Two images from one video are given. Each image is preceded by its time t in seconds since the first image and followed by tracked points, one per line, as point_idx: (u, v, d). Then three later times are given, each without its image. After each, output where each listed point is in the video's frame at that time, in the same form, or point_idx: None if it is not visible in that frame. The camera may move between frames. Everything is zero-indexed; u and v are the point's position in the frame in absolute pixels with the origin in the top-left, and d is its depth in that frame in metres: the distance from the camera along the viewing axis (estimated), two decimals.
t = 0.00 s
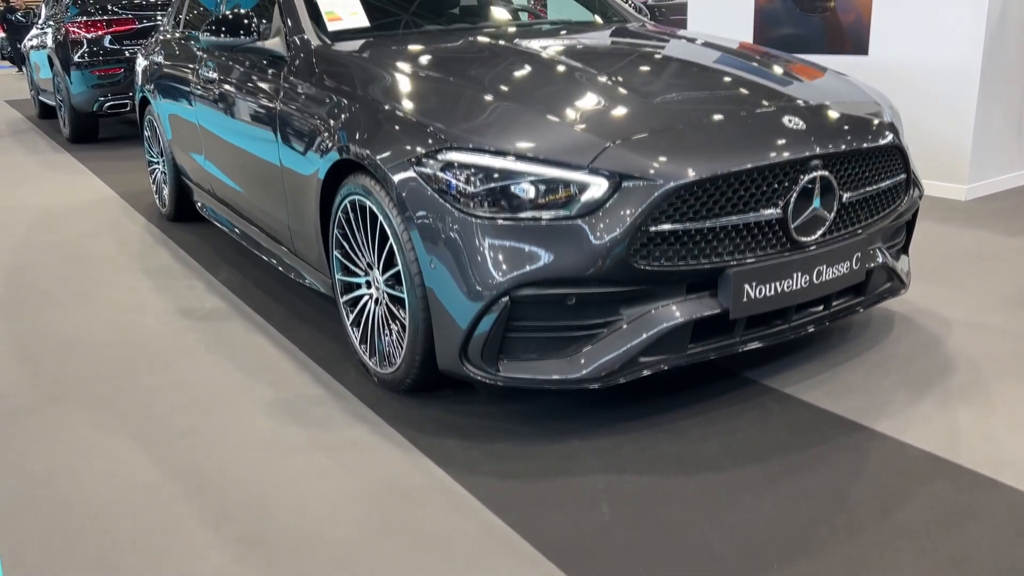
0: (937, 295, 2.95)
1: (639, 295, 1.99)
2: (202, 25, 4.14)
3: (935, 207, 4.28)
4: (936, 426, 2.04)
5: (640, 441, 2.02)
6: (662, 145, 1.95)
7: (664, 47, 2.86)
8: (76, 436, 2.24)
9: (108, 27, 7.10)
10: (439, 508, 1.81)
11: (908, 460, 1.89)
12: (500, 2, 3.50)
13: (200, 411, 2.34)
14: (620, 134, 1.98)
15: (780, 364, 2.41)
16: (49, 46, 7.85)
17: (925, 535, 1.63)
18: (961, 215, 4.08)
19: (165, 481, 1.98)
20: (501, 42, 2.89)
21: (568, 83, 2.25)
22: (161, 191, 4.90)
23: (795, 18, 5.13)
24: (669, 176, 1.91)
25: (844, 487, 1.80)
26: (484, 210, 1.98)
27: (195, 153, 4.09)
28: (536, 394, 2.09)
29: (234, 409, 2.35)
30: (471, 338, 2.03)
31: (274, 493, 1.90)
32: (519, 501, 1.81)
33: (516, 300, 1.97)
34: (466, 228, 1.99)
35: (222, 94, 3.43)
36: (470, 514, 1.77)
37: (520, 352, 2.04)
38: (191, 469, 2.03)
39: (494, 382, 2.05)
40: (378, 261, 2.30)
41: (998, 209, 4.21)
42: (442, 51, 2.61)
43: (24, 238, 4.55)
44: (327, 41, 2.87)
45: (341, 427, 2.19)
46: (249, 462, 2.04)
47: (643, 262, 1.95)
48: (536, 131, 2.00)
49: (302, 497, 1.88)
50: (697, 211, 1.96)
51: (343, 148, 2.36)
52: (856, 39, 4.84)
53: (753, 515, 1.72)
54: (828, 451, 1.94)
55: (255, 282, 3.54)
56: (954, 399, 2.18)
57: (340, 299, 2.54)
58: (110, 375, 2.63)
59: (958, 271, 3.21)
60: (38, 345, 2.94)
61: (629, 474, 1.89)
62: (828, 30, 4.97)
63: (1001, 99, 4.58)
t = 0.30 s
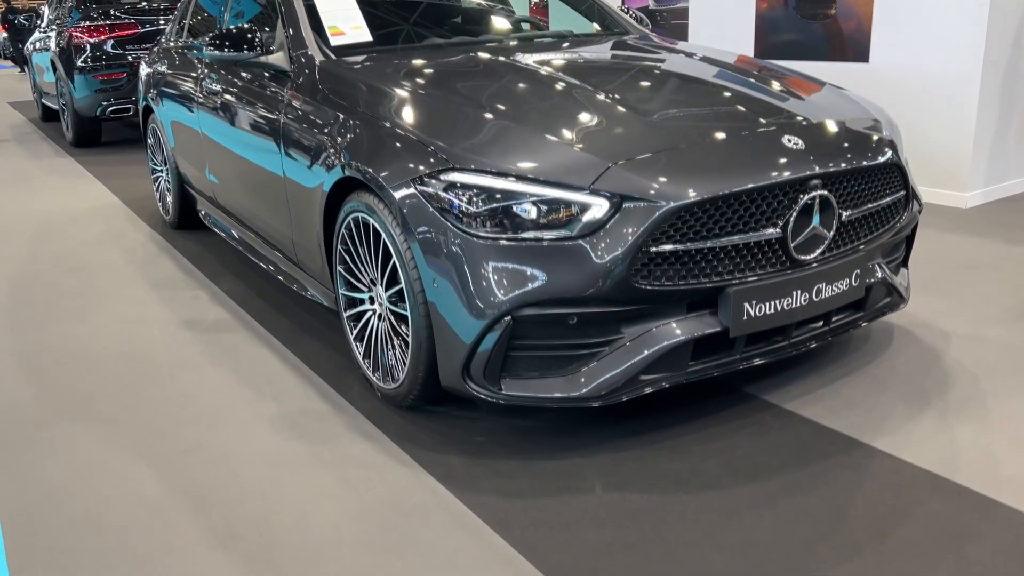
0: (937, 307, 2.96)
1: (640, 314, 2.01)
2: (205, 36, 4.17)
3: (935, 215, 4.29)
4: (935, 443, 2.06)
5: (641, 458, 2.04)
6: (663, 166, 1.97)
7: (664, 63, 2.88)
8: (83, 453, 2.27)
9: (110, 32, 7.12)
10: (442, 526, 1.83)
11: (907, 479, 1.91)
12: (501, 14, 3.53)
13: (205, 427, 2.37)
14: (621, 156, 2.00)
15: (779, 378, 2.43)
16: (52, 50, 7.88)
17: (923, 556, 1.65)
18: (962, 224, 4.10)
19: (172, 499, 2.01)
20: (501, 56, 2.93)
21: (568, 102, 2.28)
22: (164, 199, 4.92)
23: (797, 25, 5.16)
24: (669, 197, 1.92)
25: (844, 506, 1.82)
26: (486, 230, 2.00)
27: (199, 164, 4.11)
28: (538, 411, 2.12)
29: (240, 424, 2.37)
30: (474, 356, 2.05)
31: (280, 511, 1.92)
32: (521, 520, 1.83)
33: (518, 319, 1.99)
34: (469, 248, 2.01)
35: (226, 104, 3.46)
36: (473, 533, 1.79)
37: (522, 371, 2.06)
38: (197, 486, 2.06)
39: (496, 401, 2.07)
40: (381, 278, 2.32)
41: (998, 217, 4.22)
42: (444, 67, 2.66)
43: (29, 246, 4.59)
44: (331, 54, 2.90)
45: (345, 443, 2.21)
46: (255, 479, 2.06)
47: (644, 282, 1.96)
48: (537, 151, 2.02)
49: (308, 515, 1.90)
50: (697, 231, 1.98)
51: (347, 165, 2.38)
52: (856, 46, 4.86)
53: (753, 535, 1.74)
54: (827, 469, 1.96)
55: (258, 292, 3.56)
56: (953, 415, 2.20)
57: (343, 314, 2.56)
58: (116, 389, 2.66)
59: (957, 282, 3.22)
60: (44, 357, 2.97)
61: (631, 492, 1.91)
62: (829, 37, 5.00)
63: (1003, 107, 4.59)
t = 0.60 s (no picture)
0: (937, 317, 2.98)
1: (643, 329, 2.04)
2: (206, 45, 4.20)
3: (936, 222, 4.31)
4: (934, 457, 2.08)
5: (643, 472, 2.07)
6: (665, 184, 1.99)
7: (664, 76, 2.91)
8: (92, 467, 2.30)
9: (113, 35, 7.13)
10: (447, 541, 1.85)
11: (906, 494, 1.93)
12: (502, 22, 3.54)
13: (211, 439, 2.40)
14: (623, 174, 2.02)
15: (780, 390, 2.45)
16: (56, 54, 7.91)
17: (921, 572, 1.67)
18: (963, 231, 4.12)
19: (180, 513, 2.04)
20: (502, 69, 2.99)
21: (571, 119, 2.30)
22: (168, 206, 4.95)
23: (799, 30, 5.18)
24: (670, 215, 1.94)
25: (843, 521, 1.84)
26: (490, 246, 2.02)
27: (203, 172, 4.14)
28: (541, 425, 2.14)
29: (246, 436, 2.40)
30: (477, 371, 2.08)
31: (286, 525, 1.95)
32: (524, 534, 1.86)
33: (522, 335, 2.01)
34: (473, 264, 2.03)
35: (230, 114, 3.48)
36: (477, 548, 1.82)
37: (526, 386, 2.08)
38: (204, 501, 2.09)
39: (500, 415, 2.10)
40: (386, 292, 2.35)
41: (998, 224, 4.24)
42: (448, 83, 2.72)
43: (35, 253, 4.62)
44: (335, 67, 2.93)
45: (349, 456, 2.24)
46: (262, 494, 2.09)
47: (646, 298, 1.99)
48: (540, 169, 2.04)
49: (313, 529, 1.93)
50: (698, 248, 2.00)
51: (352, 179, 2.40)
52: (857, 52, 4.88)
53: (753, 550, 1.76)
54: (827, 484, 1.98)
55: (263, 301, 3.59)
56: (952, 428, 2.22)
57: (348, 327, 2.58)
58: (123, 400, 2.69)
59: (957, 291, 3.24)
60: (52, 368, 3.01)
61: (633, 507, 1.93)
62: (831, 43, 5.01)
63: (1003, 113, 4.61)
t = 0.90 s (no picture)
0: (935, 327, 3.00)
1: (642, 345, 2.06)
2: (206, 54, 4.22)
3: (934, 229, 4.34)
4: (930, 471, 2.10)
5: (642, 486, 2.09)
6: (664, 202, 2.02)
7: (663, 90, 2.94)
8: (96, 480, 2.33)
9: (114, 39, 7.15)
10: (449, 556, 1.87)
11: (903, 509, 1.95)
12: (501, 30, 3.60)
13: (215, 453, 2.42)
14: (622, 192, 2.04)
15: (778, 403, 2.47)
16: (56, 57, 7.92)
17: None
18: (960, 238, 4.14)
19: (183, 527, 2.06)
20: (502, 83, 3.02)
21: (570, 136, 2.33)
22: (169, 212, 4.96)
23: (798, 37, 5.21)
24: (669, 232, 1.96)
25: (840, 537, 1.86)
26: (491, 263, 2.04)
27: (204, 181, 4.16)
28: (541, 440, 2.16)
29: (249, 449, 2.42)
30: (479, 387, 2.10)
31: (288, 540, 1.97)
32: (524, 550, 1.88)
33: (523, 352, 2.04)
34: (474, 281, 2.05)
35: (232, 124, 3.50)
36: (478, 563, 1.84)
37: (526, 401, 2.11)
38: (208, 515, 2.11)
39: (501, 431, 2.12)
40: (387, 307, 2.37)
41: (996, 231, 4.27)
42: (448, 97, 2.76)
43: (36, 260, 4.64)
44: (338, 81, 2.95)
45: (351, 470, 2.26)
46: (265, 508, 2.11)
47: (645, 315, 2.01)
48: (540, 187, 2.07)
49: (316, 544, 1.95)
50: (697, 265, 2.02)
51: (354, 194, 2.42)
52: (856, 59, 4.90)
53: (751, 566, 1.78)
54: (824, 498, 2.01)
55: (265, 310, 3.61)
56: (949, 441, 2.24)
57: (349, 339, 2.61)
58: (126, 412, 2.71)
59: (953, 300, 3.26)
60: (55, 379, 3.03)
61: (631, 522, 1.95)
62: (830, 49, 5.04)
63: (1001, 119, 4.62)
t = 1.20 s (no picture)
0: (932, 335, 3.03)
1: (641, 360, 2.08)
2: (207, 61, 4.24)
3: (932, 235, 4.37)
4: (926, 484, 2.12)
5: (641, 499, 2.11)
6: (662, 219, 2.04)
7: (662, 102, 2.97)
8: (101, 493, 2.35)
9: (114, 42, 7.16)
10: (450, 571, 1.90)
11: (899, 522, 1.98)
12: (500, 37, 3.60)
13: (218, 465, 2.44)
14: (621, 209, 2.06)
15: (775, 414, 2.49)
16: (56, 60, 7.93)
17: None
18: (958, 244, 4.17)
19: (188, 542, 2.09)
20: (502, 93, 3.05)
21: (569, 152, 2.34)
22: (171, 218, 4.99)
23: (796, 43, 5.24)
24: (667, 249, 1.99)
25: (836, 551, 1.88)
26: (492, 279, 2.06)
27: (205, 188, 4.18)
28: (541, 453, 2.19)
29: (252, 461, 2.45)
30: (480, 400, 2.12)
31: (292, 555, 2.00)
32: (525, 564, 1.91)
33: (523, 367, 2.06)
34: (474, 297, 2.07)
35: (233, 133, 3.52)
36: None
37: (526, 415, 2.13)
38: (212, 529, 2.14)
39: (502, 445, 2.14)
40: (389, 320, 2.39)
41: (994, 238, 4.29)
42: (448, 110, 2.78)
43: (39, 266, 4.66)
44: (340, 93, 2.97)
45: (353, 483, 2.28)
46: (269, 522, 2.14)
47: (644, 330, 2.03)
48: (540, 203, 2.09)
49: (319, 559, 1.98)
50: (696, 281, 2.04)
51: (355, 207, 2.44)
52: (854, 66, 4.93)
53: None
54: (821, 511, 2.03)
55: (267, 318, 3.63)
56: (945, 453, 2.27)
57: (351, 351, 2.63)
58: (129, 424, 2.74)
59: (950, 308, 3.29)
60: (59, 390, 3.05)
61: (630, 536, 1.98)
62: (828, 55, 5.07)
63: (1000, 126, 4.64)
